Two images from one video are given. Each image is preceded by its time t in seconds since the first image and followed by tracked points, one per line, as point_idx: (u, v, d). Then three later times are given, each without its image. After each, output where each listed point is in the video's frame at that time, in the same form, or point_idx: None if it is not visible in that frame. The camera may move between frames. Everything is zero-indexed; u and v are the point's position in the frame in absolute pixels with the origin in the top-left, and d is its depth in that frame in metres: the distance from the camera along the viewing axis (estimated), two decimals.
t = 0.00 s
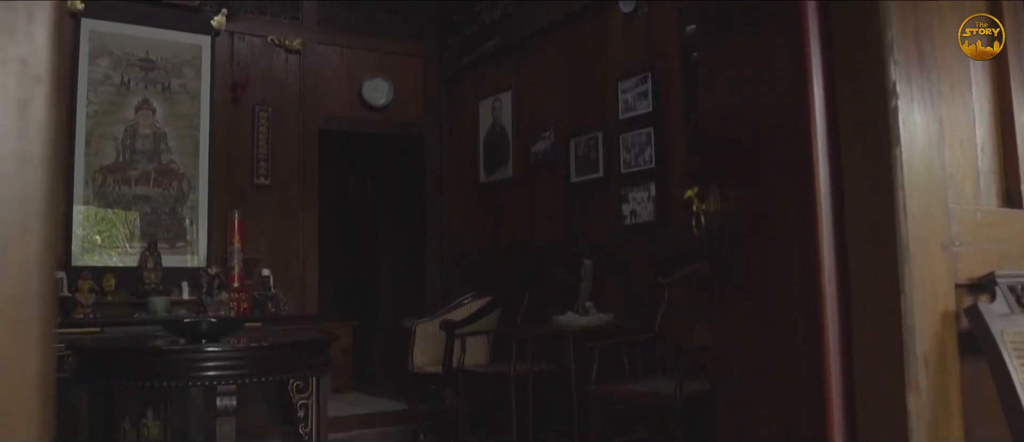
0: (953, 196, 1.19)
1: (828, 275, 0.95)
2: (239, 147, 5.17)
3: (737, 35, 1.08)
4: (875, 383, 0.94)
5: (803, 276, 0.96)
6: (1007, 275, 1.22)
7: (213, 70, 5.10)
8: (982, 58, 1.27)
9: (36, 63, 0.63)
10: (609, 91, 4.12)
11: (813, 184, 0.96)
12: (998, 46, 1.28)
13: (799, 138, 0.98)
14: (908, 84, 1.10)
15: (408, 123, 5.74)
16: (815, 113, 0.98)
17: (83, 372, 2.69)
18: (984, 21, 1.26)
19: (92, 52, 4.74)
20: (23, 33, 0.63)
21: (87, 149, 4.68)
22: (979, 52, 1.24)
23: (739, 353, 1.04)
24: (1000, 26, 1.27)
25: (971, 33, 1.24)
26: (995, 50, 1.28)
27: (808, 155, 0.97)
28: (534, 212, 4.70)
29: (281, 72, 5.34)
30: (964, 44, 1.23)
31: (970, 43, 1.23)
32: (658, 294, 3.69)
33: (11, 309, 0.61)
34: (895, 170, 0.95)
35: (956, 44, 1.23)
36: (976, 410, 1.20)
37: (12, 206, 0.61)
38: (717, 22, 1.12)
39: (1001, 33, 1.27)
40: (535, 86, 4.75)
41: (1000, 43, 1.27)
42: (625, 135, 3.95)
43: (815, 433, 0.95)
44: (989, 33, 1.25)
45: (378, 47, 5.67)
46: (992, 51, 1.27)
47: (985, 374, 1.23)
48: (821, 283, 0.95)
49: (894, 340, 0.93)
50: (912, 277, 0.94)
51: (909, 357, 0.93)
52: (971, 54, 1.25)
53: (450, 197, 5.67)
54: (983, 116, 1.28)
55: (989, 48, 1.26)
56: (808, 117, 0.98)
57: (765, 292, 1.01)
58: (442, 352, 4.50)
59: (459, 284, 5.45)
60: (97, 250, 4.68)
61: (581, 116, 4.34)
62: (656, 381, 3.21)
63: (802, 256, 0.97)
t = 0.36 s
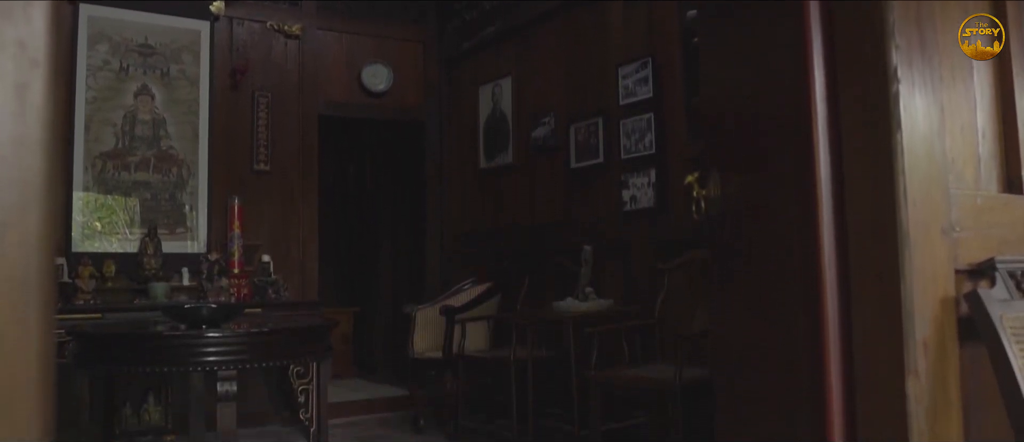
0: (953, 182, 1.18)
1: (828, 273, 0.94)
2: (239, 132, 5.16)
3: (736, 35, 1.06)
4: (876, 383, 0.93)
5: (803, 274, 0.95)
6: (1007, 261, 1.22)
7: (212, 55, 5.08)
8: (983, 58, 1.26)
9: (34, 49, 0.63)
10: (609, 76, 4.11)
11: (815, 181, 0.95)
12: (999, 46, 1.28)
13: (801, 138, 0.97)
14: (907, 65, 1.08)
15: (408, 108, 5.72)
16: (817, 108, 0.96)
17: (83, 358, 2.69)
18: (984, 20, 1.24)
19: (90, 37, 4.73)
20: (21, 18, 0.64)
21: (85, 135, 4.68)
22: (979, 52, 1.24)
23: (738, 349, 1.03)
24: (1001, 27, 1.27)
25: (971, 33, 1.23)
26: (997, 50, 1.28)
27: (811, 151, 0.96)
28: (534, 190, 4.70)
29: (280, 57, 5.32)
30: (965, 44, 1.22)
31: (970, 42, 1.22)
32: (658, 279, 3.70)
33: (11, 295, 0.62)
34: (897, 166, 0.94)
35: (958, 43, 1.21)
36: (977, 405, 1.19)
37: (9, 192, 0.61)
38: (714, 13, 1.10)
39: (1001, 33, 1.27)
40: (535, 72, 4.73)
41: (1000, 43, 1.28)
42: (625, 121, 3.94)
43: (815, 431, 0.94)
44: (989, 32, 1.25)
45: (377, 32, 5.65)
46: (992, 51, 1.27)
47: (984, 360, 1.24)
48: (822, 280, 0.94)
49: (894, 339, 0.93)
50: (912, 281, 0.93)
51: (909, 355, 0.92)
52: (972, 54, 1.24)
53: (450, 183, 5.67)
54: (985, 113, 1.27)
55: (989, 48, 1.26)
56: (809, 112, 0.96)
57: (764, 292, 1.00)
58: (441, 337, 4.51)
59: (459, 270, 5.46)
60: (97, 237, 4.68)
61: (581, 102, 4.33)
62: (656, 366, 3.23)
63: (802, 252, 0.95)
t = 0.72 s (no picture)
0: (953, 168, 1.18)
1: (830, 272, 0.98)
2: (239, 118, 5.14)
3: (736, 35, 1.08)
4: (875, 380, 0.97)
5: (804, 275, 0.98)
6: (1007, 247, 1.21)
7: (210, 42, 5.06)
8: (984, 58, 1.26)
9: (31, 32, 0.71)
10: (609, 61, 4.09)
11: (816, 184, 0.98)
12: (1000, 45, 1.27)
13: (801, 138, 0.99)
14: (908, 47, 1.06)
15: (408, 94, 5.71)
16: (820, 112, 0.99)
17: (83, 344, 2.69)
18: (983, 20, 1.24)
19: (88, 23, 4.72)
20: (20, 5, 0.71)
21: (83, 121, 4.67)
22: (979, 52, 1.23)
23: (739, 341, 1.07)
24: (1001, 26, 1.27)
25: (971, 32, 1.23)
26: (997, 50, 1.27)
27: (812, 156, 0.98)
28: (534, 187, 4.70)
29: (279, 43, 5.29)
30: (964, 44, 1.22)
31: (970, 42, 1.22)
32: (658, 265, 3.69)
33: (10, 252, 0.69)
34: (897, 168, 0.98)
35: (958, 43, 1.21)
36: (977, 395, 1.20)
37: (6, 158, 0.68)
38: (716, 12, 1.13)
39: (1001, 33, 1.27)
40: (535, 58, 4.73)
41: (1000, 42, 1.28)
42: (625, 107, 3.93)
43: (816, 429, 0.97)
44: (989, 33, 1.25)
45: (377, 19, 5.63)
46: (993, 51, 1.26)
47: (984, 347, 1.24)
48: (821, 278, 0.97)
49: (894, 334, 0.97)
50: (911, 270, 0.98)
51: (908, 352, 0.96)
52: (972, 53, 1.24)
53: (450, 170, 5.66)
54: (985, 102, 1.26)
55: (989, 48, 1.25)
56: (812, 115, 0.99)
57: (765, 290, 1.03)
58: (441, 324, 4.51)
59: (459, 256, 5.46)
60: (98, 224, 4.69)
61: (581, 88, 4.32)
62: (657, 353, 3.23)
63: (802, 252, 0.98)
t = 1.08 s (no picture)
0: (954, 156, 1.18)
1: (830, 268, 0.98)
2: (238, 106, 5.12)
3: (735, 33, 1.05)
4: (875, 377, 0.98)
5: (805, 277, 0.97)
6: (1007, 234, 1.22)
7: (209, 29, 5.05)
8: (983, 57, 1.23)
9: (28, 18, 0.71)
10: (609, 48, 4.09)
11: (817, 184, 0.98)
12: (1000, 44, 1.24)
13: (801, 138, 0.99)
14: (908, 39, 1.05)
15: (408, 82, 5.70)
16: (821, 113, 0.99)
17: (83, 333, 2.72)
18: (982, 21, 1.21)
19: (87, 11, 4.71)
20: None
21: (83, 109, 4.67)
22: (979, 52, 1.21)
23: (738, 336, 1.05)
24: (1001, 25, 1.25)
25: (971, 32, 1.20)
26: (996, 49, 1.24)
27: (813, 157, 0.98)
28: (534, 176, 4.70)
29: (278, 31, 5.27)
30: (964, 44, 1.19)
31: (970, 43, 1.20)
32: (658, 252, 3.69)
33: (8, 237, 0.69)
34: (897, 166, 0.99)
35: (959, 43, 1.18)
36: (976, 387, 1.20)
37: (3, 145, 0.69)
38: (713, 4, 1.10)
39: (1001, 33, 1.24)
40: (535, 45, 4.72)
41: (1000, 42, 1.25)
42: (625, 94, 3.93)
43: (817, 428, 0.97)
44: (989, 33, 1.22)
45: (376, 6, 5.60)
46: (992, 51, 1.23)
47: (985, 335, 1.24)
48: (822, 275, 0.97)
49: (894, 331, 0.98)
50: (910, 264, 0.99)
51: (908, 349, 0.98)
52: (972, 53, 1.21)
53: (450, 158, 5.65)
54: (987, 97, 1.26)
55: (989, 47, 1.22)
56: (813, 115, 0.98)
57: (764, 290, 1.01)
58: (440, 312, 4.52)
59: (460, 244, 5.46)
60: (97, 212, 4.69)
61: (581, 76, 4.31)
62: (658, 340, 3.24)
63: (802, 250, 0.98)
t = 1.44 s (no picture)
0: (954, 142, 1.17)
1: (830, 261, 0.98)
2: (238, 94, 5.11)
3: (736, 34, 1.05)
4: (875, 372, 0.98)
5: (805, 271, 0.97)
6: (1007, 223, 1.21)
7: (208, 18, 5.02)
8: (982, 58, 1.21)
9: (25, 6, 0.70)
10: (609, 35, 4.08)
11: (818, 176, 0.97)
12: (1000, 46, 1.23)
13: (801, 132, 0.98)
14: (909, 27, 1.04)
15: (408, 70, 5.69)
16: (821, 107, 0.98)
17: (84, 321, 2.72)
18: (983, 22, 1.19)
19: None
20: None
21: (82, 97, 4.66)
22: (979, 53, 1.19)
23: (738, 327, 1.05)
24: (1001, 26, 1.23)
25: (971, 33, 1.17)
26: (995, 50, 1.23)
27: (813, 150, 0.98)
28: (534, 165, 4.69)
29: (278, 20, 5.24)
30: (964, 44, 1.17)
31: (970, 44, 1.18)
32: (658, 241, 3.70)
33: (9, 230, 0.69)
34: (898, 159, 0.98)
35: (959, 43, 1.16)
36: (976, 379, 1.20)
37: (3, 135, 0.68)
38: None
39: (1000, 34, 1.22)
40: (535, 33, 4.70)
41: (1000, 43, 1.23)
42: (626, 83, 3.92)
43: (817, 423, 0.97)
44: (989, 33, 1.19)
45: None
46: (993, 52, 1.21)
47: (984, 323, 1.24)
48: (823, 268, 0.97)
49: (894, 327, 0.97)
50: (911, 256, 0.99)
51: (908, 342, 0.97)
52: (971, 54, 1.19)
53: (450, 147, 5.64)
54: (987, 90, 1.26)
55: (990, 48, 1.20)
56: (813, 111, 0.98)
57: (764, 282, 1.01)
58: (440, 301, 4.53)
59: (460, 233, 5.46)
60: (97, 201, 4.69)
61: (581, 64, 4.30)
62: (658, 328, 3.24)
63: (802, 244, 0.97)
